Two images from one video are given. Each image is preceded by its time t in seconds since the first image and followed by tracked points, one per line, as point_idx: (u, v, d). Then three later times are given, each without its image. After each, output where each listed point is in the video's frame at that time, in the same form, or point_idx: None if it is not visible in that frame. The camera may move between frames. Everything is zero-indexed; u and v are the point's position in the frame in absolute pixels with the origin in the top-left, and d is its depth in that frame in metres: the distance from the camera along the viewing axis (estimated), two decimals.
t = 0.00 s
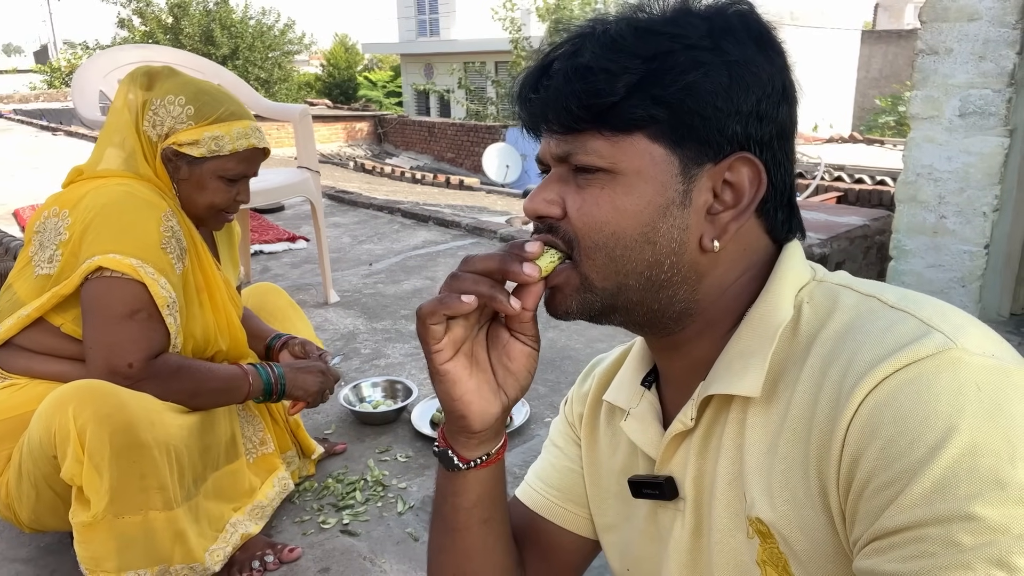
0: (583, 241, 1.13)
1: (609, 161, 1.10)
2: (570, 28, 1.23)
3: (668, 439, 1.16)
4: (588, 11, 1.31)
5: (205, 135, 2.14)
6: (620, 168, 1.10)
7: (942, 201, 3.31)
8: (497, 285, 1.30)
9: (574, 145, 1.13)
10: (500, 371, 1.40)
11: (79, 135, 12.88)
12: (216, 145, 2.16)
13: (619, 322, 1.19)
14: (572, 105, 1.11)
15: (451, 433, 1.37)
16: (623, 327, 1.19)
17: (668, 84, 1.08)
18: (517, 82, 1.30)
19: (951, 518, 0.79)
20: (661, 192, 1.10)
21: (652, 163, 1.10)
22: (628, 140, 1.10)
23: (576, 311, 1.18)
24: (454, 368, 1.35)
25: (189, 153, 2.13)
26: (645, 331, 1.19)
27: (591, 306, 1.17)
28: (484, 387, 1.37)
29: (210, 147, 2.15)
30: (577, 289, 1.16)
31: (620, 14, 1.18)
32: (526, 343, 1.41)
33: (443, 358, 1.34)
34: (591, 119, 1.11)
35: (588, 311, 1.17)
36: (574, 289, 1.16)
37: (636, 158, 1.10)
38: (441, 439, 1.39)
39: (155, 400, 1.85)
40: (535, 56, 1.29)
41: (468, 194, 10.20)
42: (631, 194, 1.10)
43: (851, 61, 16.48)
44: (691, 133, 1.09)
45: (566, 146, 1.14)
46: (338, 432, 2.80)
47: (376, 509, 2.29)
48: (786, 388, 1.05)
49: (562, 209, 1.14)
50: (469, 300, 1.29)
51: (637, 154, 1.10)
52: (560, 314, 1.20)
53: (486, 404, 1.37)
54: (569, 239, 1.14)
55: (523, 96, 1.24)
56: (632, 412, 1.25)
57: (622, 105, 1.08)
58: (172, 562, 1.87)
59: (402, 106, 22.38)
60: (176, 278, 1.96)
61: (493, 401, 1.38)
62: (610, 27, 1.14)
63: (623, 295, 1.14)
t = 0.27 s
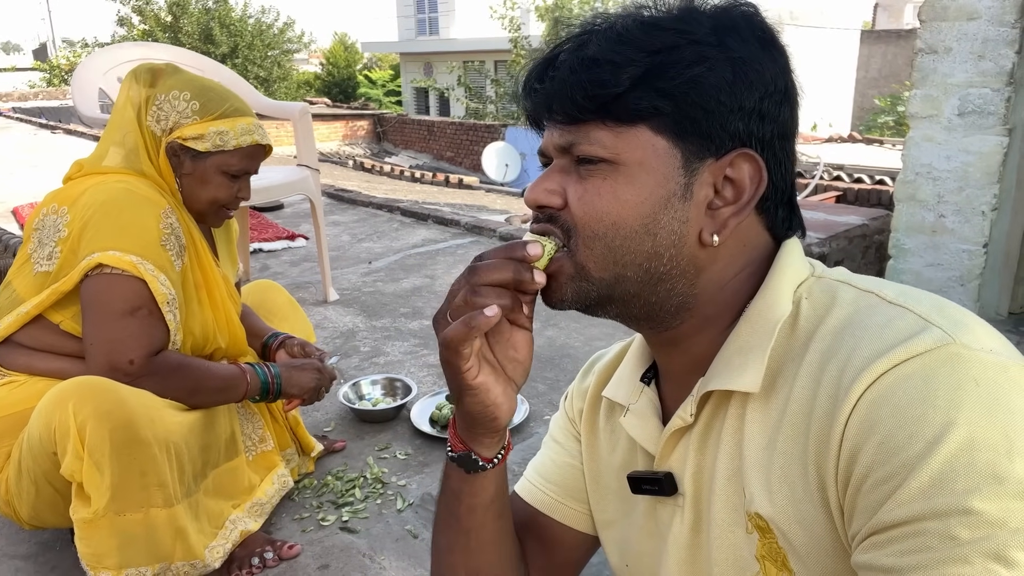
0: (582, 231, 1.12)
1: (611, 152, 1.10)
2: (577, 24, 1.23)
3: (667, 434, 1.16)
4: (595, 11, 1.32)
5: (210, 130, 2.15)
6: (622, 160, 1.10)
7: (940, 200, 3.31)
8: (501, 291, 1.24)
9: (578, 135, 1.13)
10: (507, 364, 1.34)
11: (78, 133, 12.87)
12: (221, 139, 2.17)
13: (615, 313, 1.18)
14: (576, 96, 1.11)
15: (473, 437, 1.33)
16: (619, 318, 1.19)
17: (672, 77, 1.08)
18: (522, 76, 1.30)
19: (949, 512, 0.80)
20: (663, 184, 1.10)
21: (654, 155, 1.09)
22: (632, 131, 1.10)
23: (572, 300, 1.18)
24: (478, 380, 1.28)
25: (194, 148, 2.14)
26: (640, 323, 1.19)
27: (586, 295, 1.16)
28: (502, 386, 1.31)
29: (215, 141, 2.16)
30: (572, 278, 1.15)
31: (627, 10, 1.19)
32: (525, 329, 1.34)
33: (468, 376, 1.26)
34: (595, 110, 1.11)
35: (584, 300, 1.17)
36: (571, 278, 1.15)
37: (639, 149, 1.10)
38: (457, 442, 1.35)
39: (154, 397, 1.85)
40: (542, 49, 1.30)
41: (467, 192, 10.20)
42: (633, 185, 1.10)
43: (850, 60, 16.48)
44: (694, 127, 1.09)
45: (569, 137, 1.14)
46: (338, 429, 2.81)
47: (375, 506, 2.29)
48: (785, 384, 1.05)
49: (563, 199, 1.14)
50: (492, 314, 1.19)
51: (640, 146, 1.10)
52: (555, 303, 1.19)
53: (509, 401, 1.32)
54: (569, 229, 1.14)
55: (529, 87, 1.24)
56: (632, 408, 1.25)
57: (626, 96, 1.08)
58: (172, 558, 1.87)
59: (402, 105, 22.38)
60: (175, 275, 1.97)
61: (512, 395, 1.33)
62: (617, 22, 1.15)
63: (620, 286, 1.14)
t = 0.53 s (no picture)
0: (580, 229, 1.11)
1: (612, 151, 1.09)
2: (577, 21, 1.23)
3: (664, 433, 1.16)
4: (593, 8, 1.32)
5: (206, 124, 2.15)
6: (624, 159, 1.09)
7: (940, 198, 3.31)
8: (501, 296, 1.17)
9: (579, 133, 1.12)
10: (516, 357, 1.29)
11: (77, 130, 12.84)
12: (216, 134, 2.16)
13: (610, 311, 1.17)
14: (579, 93, 1.10)
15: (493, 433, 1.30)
16: (614, 316, 1.18)
17: (675, 76, 1.08)
18: (520, 73, 1.30)
19: (946, 510, 0.80)
20: (664, 183, 1.10)
21: (656, 154, 1.09)
22: (634, 130, 1.09)
23: (567, 297, 1.16)
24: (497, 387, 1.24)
25: (190, 142, 2.13)
26: (635, 321, 1.18)
27: (581, 292, 1.15)
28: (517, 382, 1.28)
29: (211, 136, 2.16)
30: (567, 273, 1.13)
31: (628, 8, 1.18)
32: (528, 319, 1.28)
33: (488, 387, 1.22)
34: (597, 108, 1.10)
35: (580, 298, 1.16)
36: (566, 276, 1.14)
37: (640, 148, 1.09)
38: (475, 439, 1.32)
39: (154, 393, 1.85)
40: (541, 45, 1.29)
41: (466, 190, 10.19)
42: (634, 184, 1.09)
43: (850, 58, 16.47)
44: (696, 126, 1.09)
45: (569, 134, 1.13)
46: (337, 426, 2.81)
47: (374, 503, 2.30)
48: (782, 382, 1.05)
49: (562, 197, 1.12)
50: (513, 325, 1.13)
51: (641, 145, 1.09)
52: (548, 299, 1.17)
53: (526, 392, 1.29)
54: (566, 227, 1.12)
55: (529, 84, 1.24)
56: (629, 407, 1.25)
57: (628, 94, 1.08)
58: (172, 555, 1.87)
59: (401, 102, 22.35)
60: (173, 270, 1.96)
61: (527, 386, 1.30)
62: (618, 21, 1.15)
63: (616, 284, 1.13)
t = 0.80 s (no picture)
0: (586, 231, 1.09)
1: (621, 150, 1.08)
2: (579, 19, 1.22)
3: (666, 436, 1.15)
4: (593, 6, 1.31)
5: (194, 119, 2.13)
6: (633, 158, 1.08)
7: (940, 196, 3.31)
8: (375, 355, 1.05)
9: (587, 133, 1.10)
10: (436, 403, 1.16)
11: (75, 126, 12.81)
12: (205, 129, 2.15)
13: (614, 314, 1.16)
14: (586, 93, 1.09)
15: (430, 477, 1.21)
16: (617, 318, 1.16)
17: (683, 75, 1.07)
18: (521, 73, 1.29)
19: (947, 514, 0.79)
20: (672, 184, 1.09)
21: (665, 154, 1.08)
22: (642, 129, 1.08)
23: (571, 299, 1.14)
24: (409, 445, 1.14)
25: (178, 138, 2.12)
26: (638, 323, 1.17)
27: (586, 294, 1.13)
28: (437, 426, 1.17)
29: (200, 131, 2.14)
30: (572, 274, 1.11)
31: (632, 7, 1.17)
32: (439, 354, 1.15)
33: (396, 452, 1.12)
34: (603, 108, 1.08)
35: (585, 300, 1.14)
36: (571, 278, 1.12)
37: (648, 148, 1.08)
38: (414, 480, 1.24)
39: (152, 393, 1.84)
40: (542, 44, 1.28)
41: (465, 187, 10.18)
42: (642, 184, 1.08)
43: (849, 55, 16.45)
44: (704, 126, 1.08)
45: (575, 134, 1.11)
46: (335, 425, 2.80)
47: (372, 503, 2.29)
48: (783, 384, 1.04)
49: (568, 199, 1.10)
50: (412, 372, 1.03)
51: (650, 144, 1.08)
52: (552, 301, 1.15)
53: (452, 435, 1.18)
54: (571, 230, 1.10)
55: (532, 84, 1.23)
56: (630, 409, 1.24)
57: (637, 93, 1.07)
58: (168, 555, 1.87)
59: (400, 99, 22.31)
60: (167, 268, 1.96)
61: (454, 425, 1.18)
62: (623, 20, 1.14)
63: (622, 285, 1.11)
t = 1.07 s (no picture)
0: (597, 235, 1.07)
1: (629, 151, 1.07)
2: (586, 16, 1.20)
3: (668, 446, 1.14)
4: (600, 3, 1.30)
5: (186, 117, 2.12)
6: (642, 160, 1.06)
7: (939, 195, 3.30)
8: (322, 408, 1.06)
9: (594, 132, 1.09)
10: (393, 454, 1.20)
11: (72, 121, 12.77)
12: (197, 126, 2.13)
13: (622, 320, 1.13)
14: (596, 92, 1.08)
15: (389, 531, 1.21)
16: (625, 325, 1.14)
17: (695, 76, 1.06)
18: (525, 70, 1.27)
19: (953, 527, 0.78)
20: (682, 186, 1.07)
21: (674, 156, 1.07)
22: (651, 130, 1.06)
23: (580, 304, 1.12)
24: (363, 500, 1.14)
25: (171, 135, 2.11)
26: (644, 330, 1.15)
27: (595, 299, 1.11)
28: (395, 477, 1.19)
29: (192, 128, 2.13)
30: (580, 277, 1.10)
31: (644, 5, 1.16)
32: (400, 406, 1.19)
33: (349, 506, 1.13)
34: (612, 106, 1.07)
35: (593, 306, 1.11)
36: (580, 282, 1.10)
37: (658, 149, 1.07)
38: (375, 536, 1.24)
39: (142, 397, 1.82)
40: (547, 39, 1.26)
41: (463, 183, 10.16)
42: (652, 186, 1.07)
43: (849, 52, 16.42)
44: (712, 128, 1.07)
45: (581, 134, 1.10)
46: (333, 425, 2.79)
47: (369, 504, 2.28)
48: (785, 394, 1.03)
49: (574, 201, 1.09)
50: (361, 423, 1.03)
51: (659, 145, 1.07)
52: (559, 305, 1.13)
53: (408, 493, 1.19)
54: (581, 234, 1.08)
55: (537, 79, 1.21)
56: (631, 419, 1.23)
57: (647, 92, 1.05)
58: (163, 559, 1.86)
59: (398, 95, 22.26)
60: (155, 270, 1.94)
61: (413, 477, 1.20)
62: (633, 18, 1.12)
63: (631, 290, 1.10)
